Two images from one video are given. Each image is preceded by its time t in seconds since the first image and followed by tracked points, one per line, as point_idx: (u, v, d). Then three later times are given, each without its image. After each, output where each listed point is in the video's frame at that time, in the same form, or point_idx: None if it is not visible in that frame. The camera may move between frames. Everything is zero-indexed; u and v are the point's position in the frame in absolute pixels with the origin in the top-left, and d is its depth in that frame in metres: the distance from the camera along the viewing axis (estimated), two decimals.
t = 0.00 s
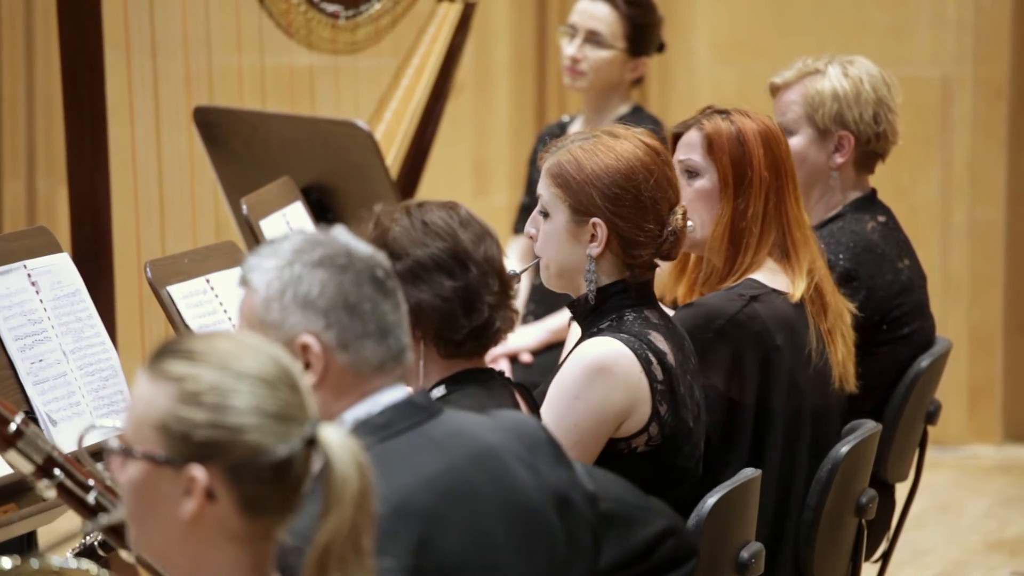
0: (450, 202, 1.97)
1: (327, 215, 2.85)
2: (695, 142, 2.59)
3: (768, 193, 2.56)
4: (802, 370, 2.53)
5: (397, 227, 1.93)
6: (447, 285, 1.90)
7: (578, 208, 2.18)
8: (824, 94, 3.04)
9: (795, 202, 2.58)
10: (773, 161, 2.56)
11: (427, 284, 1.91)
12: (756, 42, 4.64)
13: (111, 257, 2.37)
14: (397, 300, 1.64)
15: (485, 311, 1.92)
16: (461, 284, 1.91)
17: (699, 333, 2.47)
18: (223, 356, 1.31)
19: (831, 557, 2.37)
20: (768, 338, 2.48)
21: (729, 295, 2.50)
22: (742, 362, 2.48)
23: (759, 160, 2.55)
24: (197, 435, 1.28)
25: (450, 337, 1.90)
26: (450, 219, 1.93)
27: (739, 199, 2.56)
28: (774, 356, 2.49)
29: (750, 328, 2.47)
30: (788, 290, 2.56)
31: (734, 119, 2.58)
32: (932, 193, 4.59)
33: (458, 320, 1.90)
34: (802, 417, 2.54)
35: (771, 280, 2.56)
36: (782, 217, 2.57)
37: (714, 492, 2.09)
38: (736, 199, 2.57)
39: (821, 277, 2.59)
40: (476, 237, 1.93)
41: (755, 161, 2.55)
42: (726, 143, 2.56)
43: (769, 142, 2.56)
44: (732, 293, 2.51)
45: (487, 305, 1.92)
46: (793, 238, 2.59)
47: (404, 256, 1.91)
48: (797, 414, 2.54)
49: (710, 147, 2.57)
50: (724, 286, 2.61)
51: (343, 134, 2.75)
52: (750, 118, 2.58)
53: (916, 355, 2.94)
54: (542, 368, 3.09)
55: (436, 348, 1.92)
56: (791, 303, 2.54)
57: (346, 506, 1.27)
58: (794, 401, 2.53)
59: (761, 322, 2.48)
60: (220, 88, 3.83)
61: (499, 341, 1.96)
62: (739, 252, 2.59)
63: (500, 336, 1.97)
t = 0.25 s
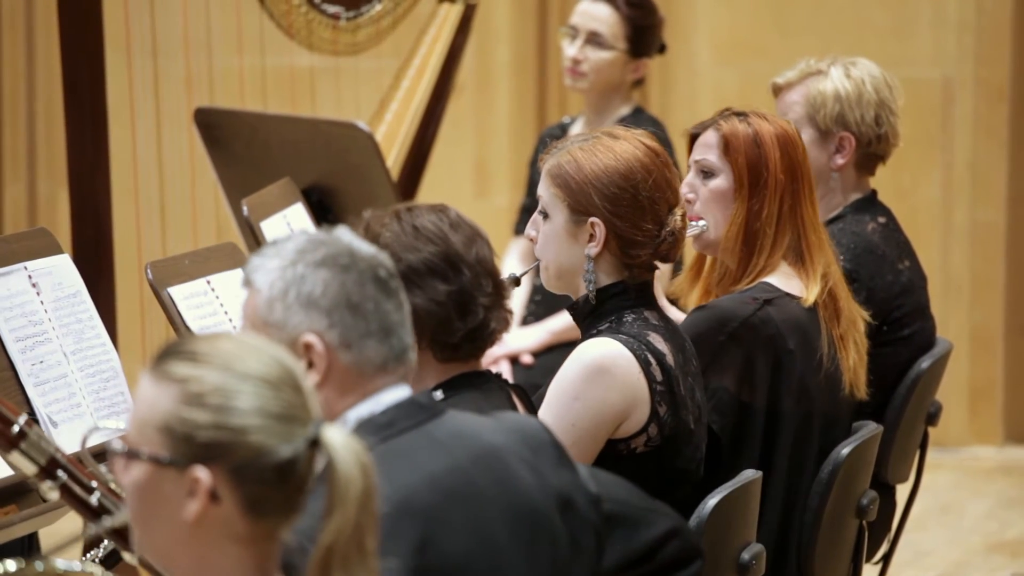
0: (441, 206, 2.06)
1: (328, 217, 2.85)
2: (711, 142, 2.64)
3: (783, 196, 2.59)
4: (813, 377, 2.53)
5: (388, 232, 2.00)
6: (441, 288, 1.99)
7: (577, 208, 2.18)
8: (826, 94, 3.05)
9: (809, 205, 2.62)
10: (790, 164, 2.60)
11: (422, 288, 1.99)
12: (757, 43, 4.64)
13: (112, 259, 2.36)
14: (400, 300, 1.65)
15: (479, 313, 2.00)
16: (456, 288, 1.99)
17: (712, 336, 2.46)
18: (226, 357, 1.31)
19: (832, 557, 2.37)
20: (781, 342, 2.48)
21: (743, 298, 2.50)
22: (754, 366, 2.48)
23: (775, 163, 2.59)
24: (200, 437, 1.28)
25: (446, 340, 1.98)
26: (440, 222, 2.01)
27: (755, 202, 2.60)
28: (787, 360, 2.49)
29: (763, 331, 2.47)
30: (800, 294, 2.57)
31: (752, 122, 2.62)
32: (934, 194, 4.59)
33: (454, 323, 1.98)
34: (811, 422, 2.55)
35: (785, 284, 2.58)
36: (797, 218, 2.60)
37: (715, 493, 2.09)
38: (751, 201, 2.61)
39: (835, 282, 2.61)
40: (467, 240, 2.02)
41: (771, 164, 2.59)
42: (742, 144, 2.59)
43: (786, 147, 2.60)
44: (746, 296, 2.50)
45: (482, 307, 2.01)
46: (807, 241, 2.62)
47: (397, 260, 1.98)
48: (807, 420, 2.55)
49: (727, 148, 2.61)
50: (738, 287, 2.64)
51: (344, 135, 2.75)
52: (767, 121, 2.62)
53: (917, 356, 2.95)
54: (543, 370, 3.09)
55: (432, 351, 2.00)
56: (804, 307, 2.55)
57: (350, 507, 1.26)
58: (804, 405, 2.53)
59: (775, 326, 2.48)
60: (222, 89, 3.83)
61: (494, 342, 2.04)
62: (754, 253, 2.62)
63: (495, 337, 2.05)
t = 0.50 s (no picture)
0: (440, 207, 2.05)
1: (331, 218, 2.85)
2: (731, 142, 2.68)
3: (801, 199, 2.62)
4: (824, 380, 2.55)
5: (387, 234, 2.00)
6: (441, 290, 1.99)
7: (584, 207, 2.18)
8: (826, 96, 3.05)
9: (826, 207, 2.65)
10: (808, 168, 2.63)
11: (422, 290, 1.99)
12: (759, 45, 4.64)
13: (115, 260, 2.37)
14: (403, 300, 1.67)
15: (480, 315, 2.01)
16: (456, 290, 2.00)
17: (724, 338, 2.52)
18: (232, 359, 1.31)
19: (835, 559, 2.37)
20: (792, 345, 2.51)
21: (756, 300, 2.54)
22: (764, 367, 2.52)
23: (793, 166, 2.62)
24: (204, 437, 1.28)
25: (447, 343, 1.99)
26: (440, 224, 2.01)
27: (772, 203, 2.63)
28: (796, 364, 2.52)
29: (775, 333, 2.51)
30: (813, 298, 2.59)
31: (772, 124, 2.66)
32: (937, 195, 4.59)
33: (455, 326, 1.98)
34: (820, 425, 2.57)
35: (797, 288, 2.61)
36: (813, 220, 2.63)
37: (718, 495, 2.08)
38: (768, 203, 2.64)
39: (848, 288, 2.62)
40: (466, 242, 2.02)
41: (789, 167, 2.62)
42: (761, 146, 2.63)
43: (805, 150, 2.63)
44: (759, 298, 2.54)
45: (482, 309, 2.01)
46: (823, 245, 2.64)
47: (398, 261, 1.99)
48: (818, 424, 2.57)
49: (746, 148, 2.65)
50: (751, 288, 2.67)
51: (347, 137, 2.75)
52: (786, 123, 2.66)
53: (920, 357, 2.95)
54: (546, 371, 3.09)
55: (433, 354, 2.01)
56: (816, 311, 2.57)
57: (353, 511, 1.26)
58: (813, 407, 2.55)
59: (786, 330, 2.51)
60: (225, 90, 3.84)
61: (494, 344, 2.05)
62: (769, 255, 2.65)
63: (495, 339, 2.06)
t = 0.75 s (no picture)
0: (444, 208, 2.06)
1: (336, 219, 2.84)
2: (746, 142, 2.68)
3: (815, 200, 2.62)
4: (831, 382, 2.56)
5: (391, 235, 2.01)
6: (445, 293, 2.00)
7: (596, 208, 2.24)
8: (834, 96, 3.05)
9: (842, 209, 2.64)
10: (823, 170, 2.63)
11: (425, 292, 2.00)
12: (764, 46, 4.65)
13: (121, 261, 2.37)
14: (406, 302, 1.67)
15: (483, 317, 2.01)
16: (459, 292, 2.01)
17: (732, 337, 2.52)
18: (237, 360, 1.32)
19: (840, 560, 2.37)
20: (801, 347, 2.52)
21: (767, 301, 2.54)
22: (772, 368, 2.52)
23: (808, 168, 2.63)
24: (208, 439, 1.29)
25: (450, 345, 2.00)
26: (443, 226, 2.02)
27: (786, 206, 2.63)
28: (802, 364, 2.53)
29: (784, 334, 2.51)
30: (824, 300, 2.60)
31: (787, 124, 2.66)
32: (941, 196, 4.60)
33: (457, 327, 1.99)
34: (827, 428, 2.57)
35: (807, 289, 2.61)
36: (828, 222, 2.62)
37: (723, 496, 2.08)
38: (783, 205, 2.64)
39: (860, 290, 2.62)
40: (470, 243, 2.03)
41: (804, 168, 2.63)
42: (777, 146, 2.63)
43: (820, 151, 2.63)
44: (769, 299, 2.55)
45: (486, 311, 2.02)
46: (836, 248, 2.64)
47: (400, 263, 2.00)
48: (824, 426, 2.57)
49: (761, 148, 2.65)
50: (765, 289, 2.67)
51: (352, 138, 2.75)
52: (803, 124, 2.66)
53: (923, 359, 2.95)
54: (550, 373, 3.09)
55: (435, 356, 2.01)
56: (826, 314, 2.58)
57: (358, 511, 1.26)
58: (819, 411, 2.56)
59: (796, 330, 2.52)
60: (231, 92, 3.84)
61: (497, 346, 2.06)
62: (783, 256, 2.65)
63: (499, 340, 2.06)
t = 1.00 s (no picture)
0: (448, 208, 2.07)
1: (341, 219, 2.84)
2: (756, 141, 2.69)
3: (824, 201, 2.62)
4: (837, 383, 2.56)
5: (395, 234, 2.02)
6: (448, 292, 2.01)
7: (605, 209, 2.27)
8: (840, 96, 3.05)
9: (851, 210, 2.64)
10: (832, 170, 2.63)
11: (429, 291, 2.00)
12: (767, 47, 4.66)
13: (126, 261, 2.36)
14: (408, 301, 1.69)
15: (487, 316, 2.02)
16: (463, 291, 2.01)
17: (739, 336, 2.52)
18: (240, 361, 1.32)
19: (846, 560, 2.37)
20: (806, 348, 2.52)
21: (773, 301, 2.54)
22: (777, 367, 2.52)
23: (817, 168, 2.63)
24: (211, 439, 1.29)
25: (454, 344, 2.00)
26: (447, 225, 2.03)
27: (795, 206, 2.63)
28: (806, 364, 2.53)
29: (791, 334, 2.51)
30: (831, 302, 2.59)
31: (796, 124, 2.67)
32: (947, 196, 4.59)
33: (461, 326, 2.00)
34: (832, 427, 2.58)
35: (815, 290, 2.61)
36: (836, 222, 2.63)
37: (729, 496, 2.08)
38: (791, 205, 2.65)
39: (869, 290, 2.61)
40: (474, 243, 2.04)
41: (813, 169, 2.63)
42: (787, 146, 2.64)
43: (829, 151, 2.64)
44: (776, 299, 2.55)
45: (489, 310, 2.03)
46: (844, 248, 2.64)
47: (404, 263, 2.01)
48: (829, 426, 2.58)
49: (771, 148, 2.65)
50: (773, 288, 2.67)
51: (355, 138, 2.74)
52: (812, 124, 2.66)
53: (929, 360, 2.95)
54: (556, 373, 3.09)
55: (440, 355, 2.02)
56: (833, 315, 2.57)
57: (361, 511, 1.27)
58: (824, 411, 2.56)
59: (802, 330, 2.52)
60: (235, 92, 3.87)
61: (501, 346, 2.06)
62: (791, 257, 2.65)
63: (504, 340, 2.07)
